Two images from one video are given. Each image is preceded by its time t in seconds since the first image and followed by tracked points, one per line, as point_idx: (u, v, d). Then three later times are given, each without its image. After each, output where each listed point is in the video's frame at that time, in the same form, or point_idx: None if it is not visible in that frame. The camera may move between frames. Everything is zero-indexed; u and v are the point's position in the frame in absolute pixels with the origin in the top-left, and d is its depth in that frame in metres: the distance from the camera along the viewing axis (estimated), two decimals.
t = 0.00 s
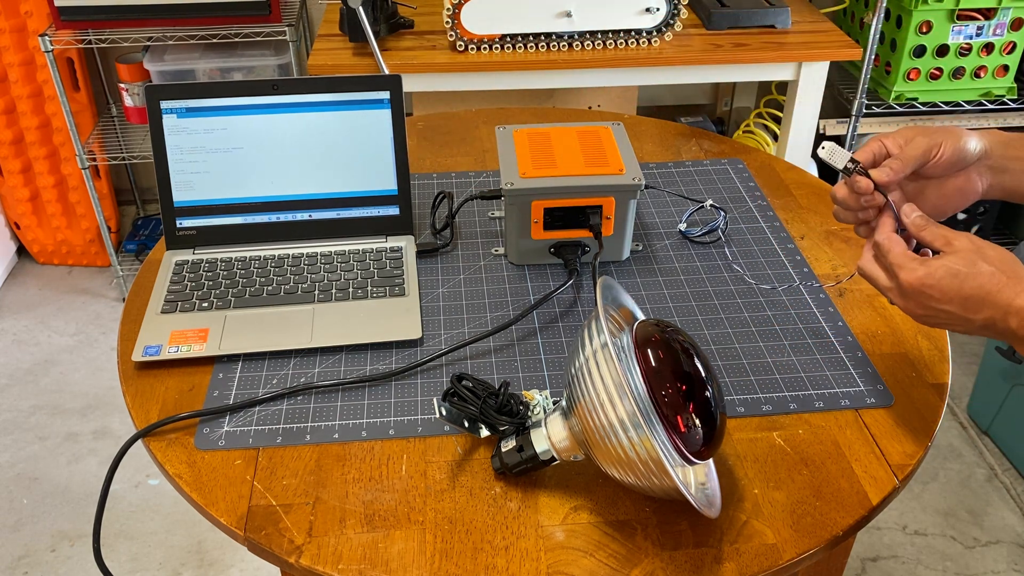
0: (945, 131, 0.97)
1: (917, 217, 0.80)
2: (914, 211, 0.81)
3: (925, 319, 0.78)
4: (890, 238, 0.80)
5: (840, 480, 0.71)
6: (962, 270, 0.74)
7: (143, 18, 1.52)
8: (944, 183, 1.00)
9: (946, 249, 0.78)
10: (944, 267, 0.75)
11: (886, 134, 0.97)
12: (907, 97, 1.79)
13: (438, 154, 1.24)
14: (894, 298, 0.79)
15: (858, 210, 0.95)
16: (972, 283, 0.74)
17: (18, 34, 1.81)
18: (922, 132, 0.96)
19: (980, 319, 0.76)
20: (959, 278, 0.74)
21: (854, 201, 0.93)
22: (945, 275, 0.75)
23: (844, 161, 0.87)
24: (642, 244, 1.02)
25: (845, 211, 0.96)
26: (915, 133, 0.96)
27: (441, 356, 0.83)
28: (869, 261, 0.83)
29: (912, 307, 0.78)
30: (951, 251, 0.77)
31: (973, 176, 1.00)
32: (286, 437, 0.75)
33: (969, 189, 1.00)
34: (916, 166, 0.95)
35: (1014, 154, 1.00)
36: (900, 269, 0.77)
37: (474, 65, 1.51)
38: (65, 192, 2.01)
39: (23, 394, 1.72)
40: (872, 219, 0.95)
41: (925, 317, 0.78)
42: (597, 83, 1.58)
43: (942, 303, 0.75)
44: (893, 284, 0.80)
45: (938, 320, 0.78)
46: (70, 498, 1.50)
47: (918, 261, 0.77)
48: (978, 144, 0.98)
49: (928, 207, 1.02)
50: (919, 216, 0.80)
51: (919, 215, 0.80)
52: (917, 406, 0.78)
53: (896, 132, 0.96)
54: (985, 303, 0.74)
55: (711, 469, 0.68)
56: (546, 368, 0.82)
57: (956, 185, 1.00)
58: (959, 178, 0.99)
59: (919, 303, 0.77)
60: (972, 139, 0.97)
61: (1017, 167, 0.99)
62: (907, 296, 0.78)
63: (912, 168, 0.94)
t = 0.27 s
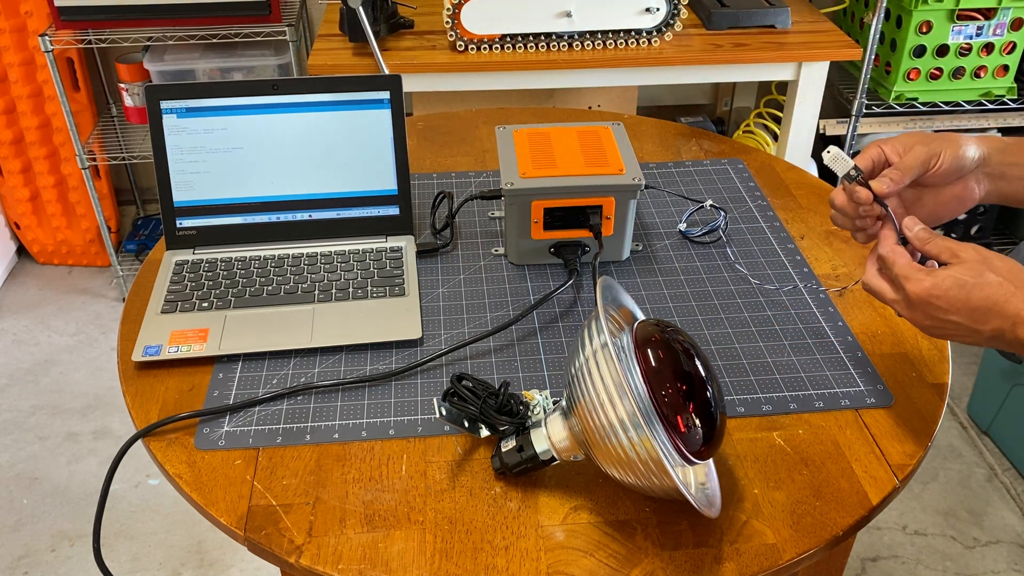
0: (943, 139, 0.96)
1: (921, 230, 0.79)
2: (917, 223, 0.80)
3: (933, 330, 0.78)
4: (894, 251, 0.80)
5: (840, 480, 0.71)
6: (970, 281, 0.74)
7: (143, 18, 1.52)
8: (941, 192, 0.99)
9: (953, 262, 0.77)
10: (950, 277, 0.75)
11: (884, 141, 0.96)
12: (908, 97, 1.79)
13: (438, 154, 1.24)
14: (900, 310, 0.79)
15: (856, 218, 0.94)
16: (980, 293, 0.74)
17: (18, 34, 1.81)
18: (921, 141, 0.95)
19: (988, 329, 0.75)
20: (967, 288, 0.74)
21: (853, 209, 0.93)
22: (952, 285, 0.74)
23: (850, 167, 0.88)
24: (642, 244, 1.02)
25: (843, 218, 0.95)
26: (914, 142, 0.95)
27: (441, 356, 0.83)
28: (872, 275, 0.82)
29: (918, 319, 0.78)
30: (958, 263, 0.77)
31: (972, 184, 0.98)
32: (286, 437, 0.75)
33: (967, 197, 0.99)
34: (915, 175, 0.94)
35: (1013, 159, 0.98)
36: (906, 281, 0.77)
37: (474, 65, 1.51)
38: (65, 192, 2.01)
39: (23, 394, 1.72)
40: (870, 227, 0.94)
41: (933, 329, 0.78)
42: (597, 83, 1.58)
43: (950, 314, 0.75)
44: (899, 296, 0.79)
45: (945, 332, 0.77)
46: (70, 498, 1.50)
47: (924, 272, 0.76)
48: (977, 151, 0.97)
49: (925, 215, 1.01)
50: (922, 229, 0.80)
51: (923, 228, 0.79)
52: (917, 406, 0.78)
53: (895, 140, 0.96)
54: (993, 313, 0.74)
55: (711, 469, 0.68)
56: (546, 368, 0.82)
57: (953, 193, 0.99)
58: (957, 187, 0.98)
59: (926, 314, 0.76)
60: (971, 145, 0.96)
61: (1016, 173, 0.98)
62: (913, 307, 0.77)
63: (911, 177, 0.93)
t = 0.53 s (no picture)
0: (942, 142, 0.95)
1: (923, 237, 0.79)
2: (919, 231, 0.79)
3: (938, 339, 0.77)
4: (895, 260, 0.79)
5: (841, 480, 0.71)
6: (975, 288, 0.74)
7: (143, 18, 1.52)
8: (938, 195, 0.99)
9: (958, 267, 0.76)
10: (956, 285, 0.74)
11: (882, 144, 0.95)
12: (908, 97, 1.79)
13: (438, 154, 1.24)
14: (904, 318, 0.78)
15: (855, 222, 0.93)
16: (986, 301, 0.73)
17: (18, 34, 1.81)
18: (920, 145, 0.94)
19: (996, 337, 0.74)
20: (973, 296, 0.73)
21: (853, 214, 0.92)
22: (959, 293, 0.73)
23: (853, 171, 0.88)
24: (642, 244, 1.02)
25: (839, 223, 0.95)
26: (914, 146, 0.94)
27: (441, 356, 0.83)
28: (874, 284, 0.81)
29: (923, 327, 0.77)
30: (963, 269, 0.76)
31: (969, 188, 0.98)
32: (286, 437, 0.75)
33: (965, 201, 0.99)
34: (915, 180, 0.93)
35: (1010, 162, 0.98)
36: (910, 289, 0.76)
37: (473, 65, 1.51)
38: (65, 192, 2.01)
39: (23, 395, 1.72)
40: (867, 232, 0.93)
41: (938, 336, 0.77)
42: (597, 83, 1.58)
43: (956, 322, 0.74)
44: (902, 305, 0.78)
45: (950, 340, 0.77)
46: (70, 498, 1.50)
47: (929, 280, 0.76)
48: (975, 155, 0.96)
49: (921, 217, 1.00)
50: (924, 236, 0.79)
51: (924, 235, 0.79)
52: (917, 407, 0.78)
53: (893, 144, 0.94)
54: (1001, 321, 0.73)
55: (711, 469, 0.68)
56: (546, 368, 0.82)
57: (950, 197, 0.98)
58: (954, 190, 0.98)
59: (931, 322, 0.76)
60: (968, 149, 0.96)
61: (1014, 176, 0.98)
62: (917, 315, 0.76)
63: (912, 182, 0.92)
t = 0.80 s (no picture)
0: (951, 150, 0.92)
1: (924, 243, 0.79)
2: (920, 236, 0.80)
3: (943, 342, 0.77)
4: (899, 263, 0.78)
5: (840, 480, 0.71)
6: (979, 291, 0.73)
7: (143, 18, 1.52)
8: (946, 204, 0.95)
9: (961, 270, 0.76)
10: (960, 287, 0.74)
11: (891, 150, 0.93)
12: (908, 97, 1.79)
13: (438, 154, 1.24)
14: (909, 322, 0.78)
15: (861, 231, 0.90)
16: (991, 303, 0.73)
17: (18, 34, 1.81)
18: (928, 152, 0.92)
19: (1000, 339, 0.74)
20: (977, 299, 0.73)
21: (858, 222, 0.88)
22: (963, 296, 0.73)
23: (864, 178, 0.84)
24: (642, 244, 1.02)
25: (846, 229, 0.91)
26: (922, 154, 0.91)
27: (441, 356, 0.83)
28: (877, 288, 0.81)
29: (929, 330, 0.77)
30: (966, 272, 0.76)
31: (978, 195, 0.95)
32: (286, 436, 0.75)
33: (973, 209, 0.95)
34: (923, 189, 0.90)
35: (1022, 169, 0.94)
36: (914, 292, 0.76)
37: (473, 65, 1.51)
38: (65, 192, 2.01)
39: (23, 395, 1.72)
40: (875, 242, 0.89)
41: (944, 340, 0.77)
42: (596, 83, 1.58)
43: (961, 325, 0.74)
44: (906, 308, 0.78)
45: (957, 343, 0.77)
46: (70, 498, 1.50)
47: (933, 283, 0.75)
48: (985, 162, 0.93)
49: (928, 226, 0.97)
50: (925, 242, 0.80)
51: (925, 241, 0.80)
52: (917, 406, 0.78)
53: (901, 151, 0.92)
54: (1006, 324, 0.73)
55: (711, 469, 0.68)
56: (546, 368, 0.82)
57: (960, 205, 0.95)
58: (963, 199, 0.94)
59: (935, 325, 0.76)
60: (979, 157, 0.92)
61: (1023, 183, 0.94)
62: (922, 319, 0.76)
63: (919, 191, 0.89)
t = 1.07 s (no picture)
0: (958, 152, 0.91)
1: (931, 245, 0.79)
2: (926, 239, 0.80)
3: (948, 343, 0.77)
4: (906, 264, 0.78)
5: (840, 480, 0.71)
6: (986, 291, 0.73)
7: (143, 18, 1.52)
8: (953, 205, 0.94)
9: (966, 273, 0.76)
10: (966, 288, 0.73)
11: (899, 150, 0.92)
12: (908, 97, 1.79)
13: (438, 154, 1.24)
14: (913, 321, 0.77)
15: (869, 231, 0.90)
16: (996, 304, 0.73)
17: (18, 34, 1.81)
18: (935, 154, 0.91)
19: (1005, 341, 0.74)
20: (983, 300, 0.73)
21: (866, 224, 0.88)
22: (968, 296, 0.73)
23: (859, 186, 0.85)
24: (642, 244, 1.02)
25: (854, 231, 0.91)
26: (930, 155, 0.91)
27: (441, 356, 0.83)
28: (883, 290, 0.80)
29: (934, 330, 0.76)
30: (972, 274, 0.76)
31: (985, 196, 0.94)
32: (286, 437, 0.75)
33: (979, 209, 0.95)
34: (928, 191, 0.89)
35: None
36: (921, 293, 0.75)
37: (473, 65, 1.51)
38: (65, 192, 2.01)
39: (23, 395, 1.72)
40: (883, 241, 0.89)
41: (949, 340, 0.76)
42: (596, 83, 1.58)
43: (966, 326, 0.74)
44: (912, 309, 0.77)
45: (961, 344, 0.76)
46: (70, 498, 1.50)
47: (939, 284, 0.75)
48: (992, 163, 0.93)
49: (936, 227, 0.96)
50: (932, 244, 0.79)
51: (932, 243, 0.79)
52: (917, 406, 0.78)
53: (909, 151, 0.91)
54: (1011, 325, 0.73)
55: (711, 469, 0.68)
56: (546, 368, 0.82)
57: (966, 205, 0.94)
58: (970, 199, 0.94)
59: (940, 326, 0.75)
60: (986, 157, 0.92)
61: None
62: (928, 319, 0.76)
63: (924, 193, 0.89)
